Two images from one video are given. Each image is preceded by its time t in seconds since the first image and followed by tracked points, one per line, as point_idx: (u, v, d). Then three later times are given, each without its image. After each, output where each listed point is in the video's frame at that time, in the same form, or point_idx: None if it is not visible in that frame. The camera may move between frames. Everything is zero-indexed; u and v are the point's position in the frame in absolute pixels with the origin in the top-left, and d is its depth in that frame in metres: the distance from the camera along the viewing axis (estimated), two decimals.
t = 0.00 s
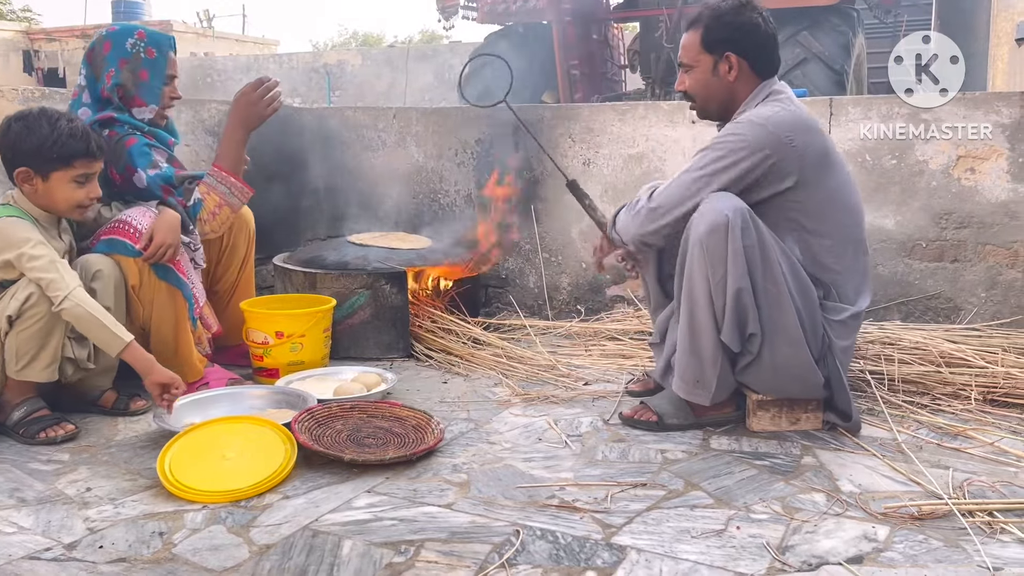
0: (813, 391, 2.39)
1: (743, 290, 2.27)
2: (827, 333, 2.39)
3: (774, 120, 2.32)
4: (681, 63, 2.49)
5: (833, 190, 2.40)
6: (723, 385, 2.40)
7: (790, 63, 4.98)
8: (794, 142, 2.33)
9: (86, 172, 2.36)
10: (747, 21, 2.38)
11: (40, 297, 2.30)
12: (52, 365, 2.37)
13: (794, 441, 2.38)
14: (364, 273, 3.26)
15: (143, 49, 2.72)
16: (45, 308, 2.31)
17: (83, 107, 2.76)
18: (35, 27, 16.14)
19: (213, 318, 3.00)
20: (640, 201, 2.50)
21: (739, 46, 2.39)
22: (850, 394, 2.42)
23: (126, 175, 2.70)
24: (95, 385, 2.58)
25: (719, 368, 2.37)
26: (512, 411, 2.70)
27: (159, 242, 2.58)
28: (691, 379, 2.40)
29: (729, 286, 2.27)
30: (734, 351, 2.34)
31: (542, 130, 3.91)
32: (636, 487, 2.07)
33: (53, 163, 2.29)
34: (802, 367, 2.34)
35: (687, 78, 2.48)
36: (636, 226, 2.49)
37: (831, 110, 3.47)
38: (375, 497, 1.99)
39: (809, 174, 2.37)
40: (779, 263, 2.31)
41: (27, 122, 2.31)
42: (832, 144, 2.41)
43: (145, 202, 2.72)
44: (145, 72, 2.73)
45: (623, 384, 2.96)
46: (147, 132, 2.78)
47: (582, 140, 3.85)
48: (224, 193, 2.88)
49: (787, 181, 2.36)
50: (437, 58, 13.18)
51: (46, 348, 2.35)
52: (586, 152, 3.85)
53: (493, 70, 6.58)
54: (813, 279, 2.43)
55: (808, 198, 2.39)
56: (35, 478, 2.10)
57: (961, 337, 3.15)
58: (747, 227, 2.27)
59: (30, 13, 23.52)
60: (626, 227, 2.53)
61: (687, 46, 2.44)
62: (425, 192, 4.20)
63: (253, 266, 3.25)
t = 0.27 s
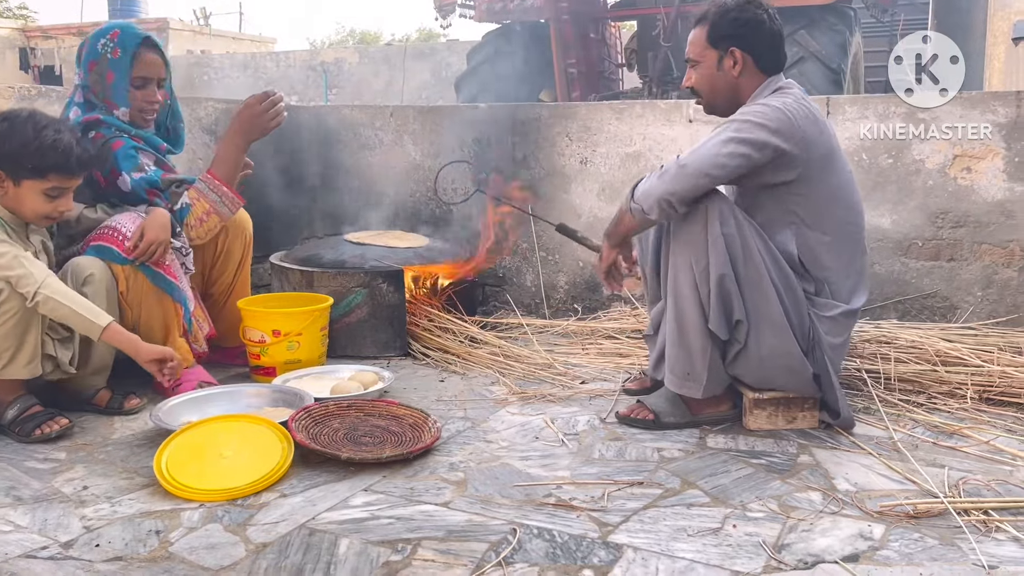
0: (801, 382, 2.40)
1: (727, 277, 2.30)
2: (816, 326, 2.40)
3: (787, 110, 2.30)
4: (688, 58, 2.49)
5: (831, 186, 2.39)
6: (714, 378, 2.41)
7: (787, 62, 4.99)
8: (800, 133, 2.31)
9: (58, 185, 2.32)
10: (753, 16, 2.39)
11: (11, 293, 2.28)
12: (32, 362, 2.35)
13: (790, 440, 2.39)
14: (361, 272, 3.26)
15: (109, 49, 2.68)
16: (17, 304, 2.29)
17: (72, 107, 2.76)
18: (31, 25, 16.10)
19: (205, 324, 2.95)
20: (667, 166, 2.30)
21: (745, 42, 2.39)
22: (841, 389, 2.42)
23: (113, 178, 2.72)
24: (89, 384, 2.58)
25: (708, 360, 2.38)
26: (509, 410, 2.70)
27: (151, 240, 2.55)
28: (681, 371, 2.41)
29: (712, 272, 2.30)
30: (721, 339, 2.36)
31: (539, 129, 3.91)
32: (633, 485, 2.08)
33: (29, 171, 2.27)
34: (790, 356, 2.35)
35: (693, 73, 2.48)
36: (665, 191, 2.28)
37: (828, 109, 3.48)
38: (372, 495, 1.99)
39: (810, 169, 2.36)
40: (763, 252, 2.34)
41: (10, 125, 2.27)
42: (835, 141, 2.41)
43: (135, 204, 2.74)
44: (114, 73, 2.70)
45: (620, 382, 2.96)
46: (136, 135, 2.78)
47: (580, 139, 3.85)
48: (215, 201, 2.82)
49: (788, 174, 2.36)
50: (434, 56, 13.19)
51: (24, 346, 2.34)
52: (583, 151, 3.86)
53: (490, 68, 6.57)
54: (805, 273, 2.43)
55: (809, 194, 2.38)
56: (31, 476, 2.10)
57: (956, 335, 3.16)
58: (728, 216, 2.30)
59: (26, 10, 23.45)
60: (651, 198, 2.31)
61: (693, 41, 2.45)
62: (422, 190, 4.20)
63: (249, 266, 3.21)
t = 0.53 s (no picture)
0: (803, 379, 2.40)
1: (729, 273, 2.30)
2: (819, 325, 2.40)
3: (791, 110, 2.31)
4: (685, 58, 2.50)
5: (833, 184, 2.39)
6: (714, 375, 2.42)
7: (785, 61, 4.99)
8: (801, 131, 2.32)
9: (56, 193, 2.31)
10: (750, 15, 2.39)
11: (9, 293, 2.27)
12: (31, 361, 2.35)
13: (788, 438, 2.39)
14: (359, 270, 3.26)
15: (133, 58, 2.69)
16: (16, 303, 2.29)
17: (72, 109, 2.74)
18: (29, 22, 16.10)
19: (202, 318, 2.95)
20: (688, 180, 2.26)
21: (741, 40, 2.40)
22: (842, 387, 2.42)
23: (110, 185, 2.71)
24: (79, 387, 2.51)
25: (710, 357, 2.38)
26: (507, 408, 2.71)
27: (146, 226, 2.54)
28: (682, 369, 2.42)
29: (716, 269, 2.31)
30: (723, 337, 2.37)
31: (537, 127, 3.91)
32: (631, 483, 2.08)
33: (29, 176, 2.26)
34: (792, 353, 2.36)
35: (691, 73, 2.49)
36: (688, 206, 2.23)
37: (826, 108, 3.48)
38: (370, 493, 2.00)
39: (811, 167, 2.36)
40: (767, 250, 2.34)
41: (16, 129, 2.27)
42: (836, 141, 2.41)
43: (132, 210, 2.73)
44: (136, 82, 2.71)
45: (618, 380, 2.97)
46: (137, 141, 2.78)
47: (578, 137, 3.85)
48: (215, 212, 2.86)
49: (792, 172, 2.36)
50: (433, 54, 13.18)
51: (23, 344, 2.33)
52: (582, 149, 3.85)
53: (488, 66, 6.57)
54: (807, 272, 2.43)
55: (812, 193, 2.39)
56: (29, 474, 2.10)
57: (954, 334, 3.16)
58: (733, 213, 2.30)
59: (24, 6, 23.38)
60: (672, 213, 2.26)
61: (689, 42, 2.46)
62: (421, 189, 4.20)
63: (243, 261, 3.20)
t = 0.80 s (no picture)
0: (801, 377, 2.41)
1: (726, 269, 2.31)
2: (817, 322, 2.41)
3: (786, 107, 2.32)
4: (682, 57, 2.51)
5: (829, 182, 2.40)
6: (712, 372, 2.42)
7: (784, 59, 4.99)
8: (797, 128, 2.33)
9: (67, 185, 2.33)
10: (746, 14, 2.40)
11: (15, 293, 2.28)
12: (35, 360, 2.36)
13: (786, 436, 2.40)
14: (359, 268, 3.27)
15: (159, 59, 2.73)
16: (21, 304, 2.30)
17: (78, 111, 2.73)
18: (29, 19, 16.09)
19: (202, 313, 2.96)
20: (684, 176, 2.27)
21: (737, 39, 2.40)
22: (839, 384, 2.43)
23: (115, 190, 2.72)
24: (77, 386, 2.52)
25: (707, 353, 2.39)
26: (506, 406, 2.71)
27: (149, 241, 2.54)
28: (680, 365, 2.43)
29: (713, 266, 2.32)
30: (720, 334, 2.37)
31: (537, 125, 3.91)
32: (629, 481, 2.09)
33: (39, 173, 2.27)
34: (789, 350, 2.36)
35: (687, 72, 2.50)
36: (685, 201, 2.23)
37: (825, 106, 3.49)
38: (370, 491, 2.00)
39: (808, 164, 2.37)
40: (765, 248, 2.34)
41: (18, 126, 2.27)
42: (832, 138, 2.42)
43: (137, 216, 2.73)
44: (162, 83, 2.77)
45: (617, 378, 2.98)
46: (142, 146, 2.80)
47: (577, 136, 3.86)
48: (219, 227, 2.83)
49: (789, 169, 2.36)
50: (432, 51, 13.17)
51: (27, 344, 2.34)
52: (581, 147, 3.86)
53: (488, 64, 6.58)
54: (805, 270, 2.44)
55: (808, 190, 2.39)
56: (31, 472, 2.11)
57: (952, 332, 3.17)
58: (730, 210, 2.30)
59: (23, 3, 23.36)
60: (668, 208, 2.27)
61: (686, 40, 2.47)
62: (420, 187, 4.21)
63: (240, 257, 3.18)
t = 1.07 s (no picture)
0: (802, 376, 2.42)
1: (727, 269, 2.32)
2: (818, 322, 2.42)
3: (786, 106, 2.32)
4: (682, 54, 2.51)
5: (830, 181, 2.40)
6: (714, 371, 2.43)
7: (786, 58, 4.99)
8: (797, 127, 2.33)
9: (67, 177, 2.34)
10: (747, 14, 2.40)
11: (21, 291, 2.28)
12: (39, 357, 2.36)
13: (787, 435, 2.40)
14: (361, 267, 3.27)
15: (154, 51, 2.73)
16: (28, 301, 2.29)
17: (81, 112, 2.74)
18: (32, 18, 16.12)
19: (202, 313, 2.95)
20: (685, 175, 2.27)
21: (737, 38, 2.41)
22: (840, 383, 2.43)
23: (116, 190, 2.71)
24: (72, 384, 2.52)
25: (709, 353, 2.40)
26: (508, 404, 2.72)
27: (151, 239, 2.54)
28: (681, 365, 2.43)
29: (715, 266, 2.32)
30: (722, 333, 2.38)
31: (538, 124, 3.92)
32: (631, 479, 2.10)
33: (37, 167, 2.28)
34: (791, 350, 2.37)
35: (687, 69, 2.50)
36: (687, 200, 2.24)
37: (827, 105, 3.49)
38: (372, 489, 2.01)
39: (809, 163, 2.37)
40: (766, 247, 2.35)
41: (9, 123, 2.26)
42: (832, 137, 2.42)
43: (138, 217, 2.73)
44: (160, 75, 2.77)
45: (619, 377, 2.98)
46: (144, 147, 2.79)
47: (579, 135, 3.86)
48: (217, 229, 2.86)
49: (790, 167, 2.36)
50: (434, 50, 13.18)
51: (32, 341, 2.34)
52: (583, 146, 3.86)
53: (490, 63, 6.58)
54: (806, 269, 2.44)
55: (808, 189, 2.39)
56: (34, 470, 2.12)
57: (953, 331, 3.17)
58: (732, 210, 2.31)
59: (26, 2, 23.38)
60: (670, 208, 2.28)
61: (687, 38, 2.47)
62: (422, 186, 4.21)
63: (241, 257, 3.18)
